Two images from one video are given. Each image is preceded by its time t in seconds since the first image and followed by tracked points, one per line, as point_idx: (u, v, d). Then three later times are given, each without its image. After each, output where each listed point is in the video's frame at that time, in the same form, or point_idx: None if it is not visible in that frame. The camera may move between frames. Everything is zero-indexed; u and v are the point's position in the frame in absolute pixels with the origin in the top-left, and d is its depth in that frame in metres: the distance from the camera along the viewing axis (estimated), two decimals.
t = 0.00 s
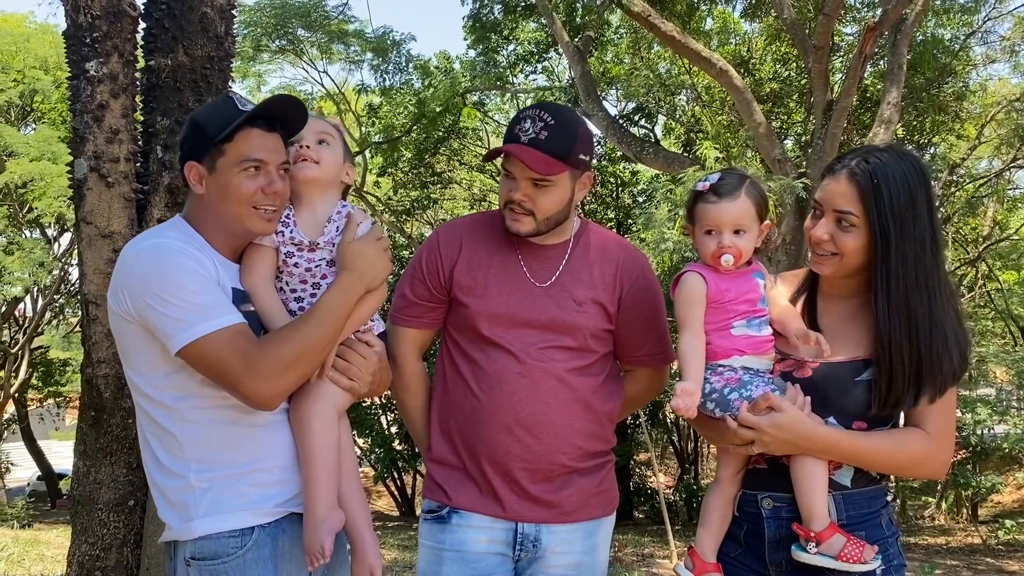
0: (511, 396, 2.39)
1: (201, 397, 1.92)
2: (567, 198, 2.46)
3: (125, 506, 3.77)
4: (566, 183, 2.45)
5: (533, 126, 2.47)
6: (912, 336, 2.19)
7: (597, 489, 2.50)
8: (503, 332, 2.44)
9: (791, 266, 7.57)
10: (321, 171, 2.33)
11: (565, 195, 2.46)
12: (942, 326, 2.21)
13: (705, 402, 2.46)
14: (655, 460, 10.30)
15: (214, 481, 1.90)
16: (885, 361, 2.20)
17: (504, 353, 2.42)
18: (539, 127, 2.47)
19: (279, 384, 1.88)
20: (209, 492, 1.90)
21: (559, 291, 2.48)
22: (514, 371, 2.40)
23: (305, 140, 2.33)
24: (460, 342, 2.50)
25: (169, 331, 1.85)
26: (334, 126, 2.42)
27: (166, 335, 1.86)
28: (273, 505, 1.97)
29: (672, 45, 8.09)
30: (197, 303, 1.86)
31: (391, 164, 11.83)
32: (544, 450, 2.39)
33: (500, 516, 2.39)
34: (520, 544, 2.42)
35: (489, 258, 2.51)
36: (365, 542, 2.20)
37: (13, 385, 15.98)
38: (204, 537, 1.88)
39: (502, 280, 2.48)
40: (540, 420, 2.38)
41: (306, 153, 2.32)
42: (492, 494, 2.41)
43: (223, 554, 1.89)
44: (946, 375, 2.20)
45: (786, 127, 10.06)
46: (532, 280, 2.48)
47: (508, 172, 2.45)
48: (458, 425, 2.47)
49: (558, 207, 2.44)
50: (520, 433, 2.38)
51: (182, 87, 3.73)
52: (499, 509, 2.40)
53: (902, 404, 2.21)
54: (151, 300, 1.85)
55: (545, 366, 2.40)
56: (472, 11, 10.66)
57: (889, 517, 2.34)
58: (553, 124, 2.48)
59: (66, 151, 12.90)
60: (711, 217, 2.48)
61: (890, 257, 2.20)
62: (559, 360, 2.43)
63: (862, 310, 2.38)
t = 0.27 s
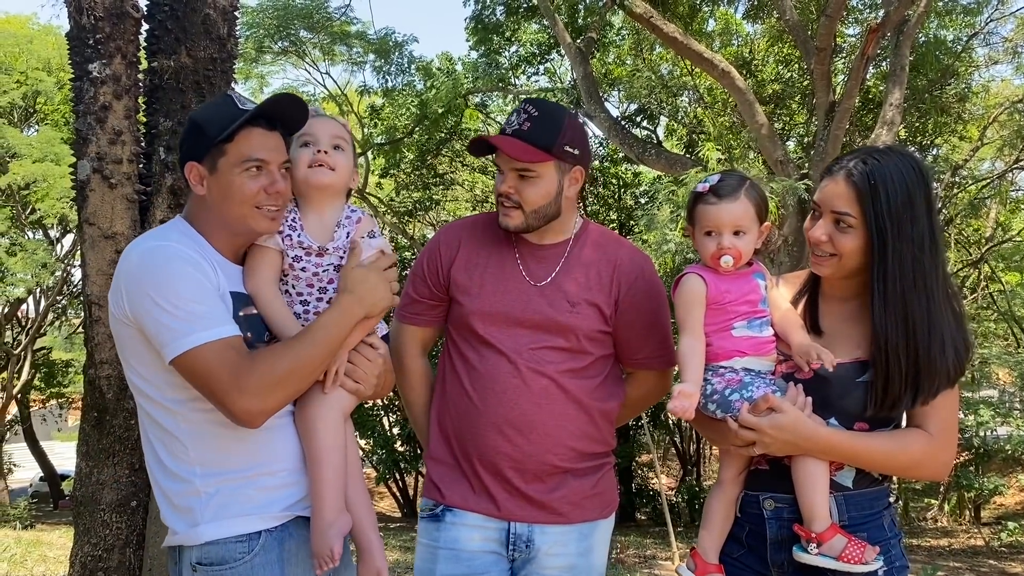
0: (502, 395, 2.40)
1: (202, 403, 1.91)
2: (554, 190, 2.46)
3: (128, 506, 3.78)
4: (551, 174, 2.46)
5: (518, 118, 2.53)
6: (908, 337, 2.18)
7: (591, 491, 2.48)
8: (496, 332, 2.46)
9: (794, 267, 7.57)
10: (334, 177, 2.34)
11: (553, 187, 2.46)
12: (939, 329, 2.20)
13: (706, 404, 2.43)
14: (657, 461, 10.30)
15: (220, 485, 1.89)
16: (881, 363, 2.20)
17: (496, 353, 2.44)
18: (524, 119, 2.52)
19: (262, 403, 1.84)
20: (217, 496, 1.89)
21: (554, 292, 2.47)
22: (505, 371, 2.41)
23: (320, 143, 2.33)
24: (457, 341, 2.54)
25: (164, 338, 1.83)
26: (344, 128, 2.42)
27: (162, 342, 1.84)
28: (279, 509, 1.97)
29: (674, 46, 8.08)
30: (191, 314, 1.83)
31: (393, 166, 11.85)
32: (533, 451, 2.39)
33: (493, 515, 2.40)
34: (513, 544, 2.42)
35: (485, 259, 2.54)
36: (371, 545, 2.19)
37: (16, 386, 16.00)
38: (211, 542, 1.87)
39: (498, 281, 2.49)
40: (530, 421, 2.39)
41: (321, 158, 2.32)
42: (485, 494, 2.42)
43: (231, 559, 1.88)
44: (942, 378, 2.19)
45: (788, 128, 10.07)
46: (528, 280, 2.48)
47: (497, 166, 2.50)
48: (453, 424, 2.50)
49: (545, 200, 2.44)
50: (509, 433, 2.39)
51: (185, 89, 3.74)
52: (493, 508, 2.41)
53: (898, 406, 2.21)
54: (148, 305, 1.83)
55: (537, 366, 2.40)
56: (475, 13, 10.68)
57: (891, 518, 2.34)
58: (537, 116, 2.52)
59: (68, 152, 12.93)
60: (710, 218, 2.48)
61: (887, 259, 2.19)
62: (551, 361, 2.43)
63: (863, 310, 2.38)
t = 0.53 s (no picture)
0: (499, 396, 2.40)
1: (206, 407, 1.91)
2: (553, 189, 2.47)
3: (130, 508, 3.78)
4: (550, 172, 2.46)
5: (518, 117, 2.54)
6: (911, 340, 2.19)
7: (588, 493, 2.48)
8: (494, 333, 2.46)
9: (795, 270, 7.56)
10: (343, 193, 2.33)
11: (551, 186, 2.47)
12: (941, 332, 2.20)
13: (708, 405, 2.43)
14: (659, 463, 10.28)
15: (224, 491, 1.90)
16: (884, 364, 2.20)
17: (492, 354, 2.45)
18: (523, 118, 2.54)
19: (265, 409, 1.84)
20: (222, 502, 1.90)
21: (551, 293, 2.47)
22: (501, 372, 2.41)
23: (333, 153, 2.30)
24: (456, 342, 2.54)
25: (167, 344, 1.83)
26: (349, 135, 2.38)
27: (165, 348, 1.84)
28: (282, 514, 1.96)
29: (676, 48, 8.08)
30: (193, 319, 1.83)
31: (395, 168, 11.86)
32: (529, 451, 2.39)
33: (490, 516, 2.41)
34: (510, 545, 2.42)
35: (483, 259, 2.55)
36: (377, 546, 2.20)
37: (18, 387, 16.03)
38: (219, 548, 1.88)
39: (496, 282, 2.50)
40: (527, 422, 2.39)
41: (335, 172, 2.30)
42: (483, 495, 2.43)
43: (238, 565, 1.89)
44: (943, 380, 2.19)
45: (790, 130, 10.08)
46: (525, 281, 2.49)
47: (497, 166, 2.52)
48: (451, 425, 2.50)
49: (543, 199, 2.45)
50: (505, 434, 2.39)
51: (188, 91, 3.75)
52: (491, 510, 2.41)
53: (900, 409, 2.21)
54: (151, 310, 1.83)
55: (533, 368, 2.41)
56: (476, 15, 10.70)
57: (893, 520, 2.33)
58: (537, 114, 2.53)
59: (71, 154, 12.97)
60: (714, 219, 2.48)
61: (891, 261, 2.20)
62: (548, 362, 2.43)
63: (866, 312, 2.38)
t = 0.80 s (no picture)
0: (500, 398, 2.40)
1: (209, 413, 1.90)
2: (556, 191, 2.47)
3: (132, 510, 3.78)
4: (553, 176, 2.47)
5: (521, 120, 2.54)
6: (917, 342, 2.18)
7: (588, 495, 2.48)
8: (495, 335, 2.46)
9: (797, 272, 7.55)
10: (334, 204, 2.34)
11: (553, 187, 2.47)
12: (946, 334, 2.20)
13: (710, 405, 2.43)
14: (660, 465, 10.26)
15: (225, 499, 1.89)
16: (892, 366, 2.20)
17: (494, 356, 2.44)
18: (525, 121, 2.54)
19: (286, 412, 1.86)
20: (223, 510, 1.88)
21: (552, 295, 2.48)
22: (503, 374, 2.41)
23: (322, 164, 2.29)
24: (456, 344, 2.54)
25: (181, 350, 1.82)
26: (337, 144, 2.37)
27: (176, 354, 1.83)
28: (282, 521, 1.96)
29: (677, 50, 8.08)
30: (207, 324, 1.83)
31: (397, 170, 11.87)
32: (531, 453, 2.39)
33: (492, 517, 2.41)
34: (512, 546, 2.42)
35: (483, 262, 2.55)
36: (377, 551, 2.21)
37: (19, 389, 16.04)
38: (219, 556, 1.87)
39: (497, 284, 2.50)
40: (529, 423, 2.39)
41: (327, 184, 2.30)
42: (485, 497, 2.43)
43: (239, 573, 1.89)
44: (949, 383, 2.19)
45: (792, 132, 10.08)
46: (526, 284, 2.49)
47: (500, 168, 2.53)
48: (452, 427, 2.50)
49: (547, 200, 2.45)
50: (507, 435, 2.39)
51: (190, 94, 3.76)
52: (492, 511, 2.41)
53: (906, 411, 2.22)
54: (164, 315, 1.82)
55: (534, 370, 2.41)
56: (478, 17, 10.72)
57: (895, 522, 2.33)
58: (540, 117, 2.53)
59: (73, 156, 12.99)
60: (716, 221, 2.48)
61: (897, 263, 2.19)
62: (550, 364, 2.43)
63: (869, 314, 2.38)
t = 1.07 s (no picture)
0: (501, 399, 2.40)
1: (221, 415, 1.89)
2: (558, 191, 2.47)
3: (133, 511, 3.78)
4: (555, 176, 2.47)
5: (523, 121, 2.53)
6: (919, 345, 2.18)
7: (590, 495, 2.48)
8: (496, 337, 2.46)
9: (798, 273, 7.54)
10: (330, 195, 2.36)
11: (555, 188, 2.47)
12: (947, 336, 2.20)
13: (710, 407, 2.43)
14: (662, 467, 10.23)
15: (238, 501, 1.89)
16: (893, 368, 2.20)
17: (496, 358, 2.44)
18: (528, 122, 2.53)
19: (305, 411, 1.87)
20: (235, 512, 1.88)
21: (553, 297, 2.48)
22: (505, 376, 2.41)
23: (317, 157, 2.31)
24: (457, 346, 2.54)
25: (199, 353, 1.81)
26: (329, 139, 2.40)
27: (192, 358, 1.82)
28: (293, 522, 1.97)
29: (678, 52, 8.08)
30: (222, 327, 1.82)
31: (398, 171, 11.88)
32: (534, 454, 2.39)
33: (494, 518, 2.41)
34: (513, 547, 2.41)
35: (485, 265, 2.54)
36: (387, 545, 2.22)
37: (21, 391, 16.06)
38: (234, 558, 1.87)
39: (499, 287, 2.50)
40: (531, 425, 2.39)
41: (322, 175, 2.33)
42: (486, 498, 2.43)
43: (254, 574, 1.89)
44: (951, 386, 2.19)
45: (793, 134, 10.09)
46: (527, 285, 2.49)
47: (501, 168, 2.53)
48: (453, 428, 2.49)
49: (549, 200, 2.45)
50: (509, 437, 2.39)
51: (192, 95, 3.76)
52: (494, 512, 2.41)
53: (908, 413, 2.22)
54: (180, 319, 1.80)
55: (536, 372, 2.41)
56: (479, 19, 10.75)
57: (896, 524, 2.33)
58: (542, 118, 2.53)
59: (75, 158, 13.02)
60: (717, 222, 2.48)
61: (898, 266, 2.19)
62: (551, 366, 2.43)
63: (871, 316, 2.38)
